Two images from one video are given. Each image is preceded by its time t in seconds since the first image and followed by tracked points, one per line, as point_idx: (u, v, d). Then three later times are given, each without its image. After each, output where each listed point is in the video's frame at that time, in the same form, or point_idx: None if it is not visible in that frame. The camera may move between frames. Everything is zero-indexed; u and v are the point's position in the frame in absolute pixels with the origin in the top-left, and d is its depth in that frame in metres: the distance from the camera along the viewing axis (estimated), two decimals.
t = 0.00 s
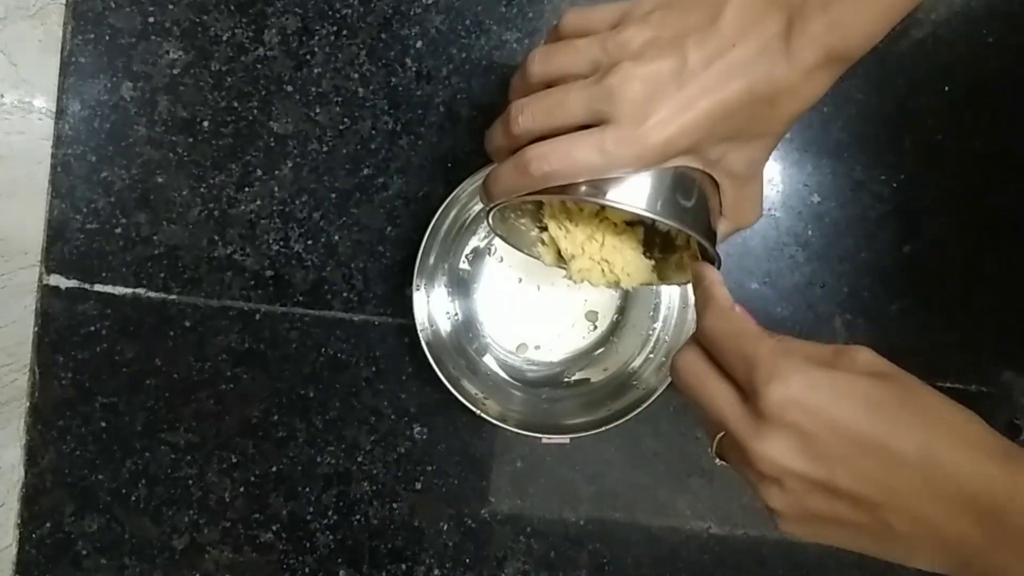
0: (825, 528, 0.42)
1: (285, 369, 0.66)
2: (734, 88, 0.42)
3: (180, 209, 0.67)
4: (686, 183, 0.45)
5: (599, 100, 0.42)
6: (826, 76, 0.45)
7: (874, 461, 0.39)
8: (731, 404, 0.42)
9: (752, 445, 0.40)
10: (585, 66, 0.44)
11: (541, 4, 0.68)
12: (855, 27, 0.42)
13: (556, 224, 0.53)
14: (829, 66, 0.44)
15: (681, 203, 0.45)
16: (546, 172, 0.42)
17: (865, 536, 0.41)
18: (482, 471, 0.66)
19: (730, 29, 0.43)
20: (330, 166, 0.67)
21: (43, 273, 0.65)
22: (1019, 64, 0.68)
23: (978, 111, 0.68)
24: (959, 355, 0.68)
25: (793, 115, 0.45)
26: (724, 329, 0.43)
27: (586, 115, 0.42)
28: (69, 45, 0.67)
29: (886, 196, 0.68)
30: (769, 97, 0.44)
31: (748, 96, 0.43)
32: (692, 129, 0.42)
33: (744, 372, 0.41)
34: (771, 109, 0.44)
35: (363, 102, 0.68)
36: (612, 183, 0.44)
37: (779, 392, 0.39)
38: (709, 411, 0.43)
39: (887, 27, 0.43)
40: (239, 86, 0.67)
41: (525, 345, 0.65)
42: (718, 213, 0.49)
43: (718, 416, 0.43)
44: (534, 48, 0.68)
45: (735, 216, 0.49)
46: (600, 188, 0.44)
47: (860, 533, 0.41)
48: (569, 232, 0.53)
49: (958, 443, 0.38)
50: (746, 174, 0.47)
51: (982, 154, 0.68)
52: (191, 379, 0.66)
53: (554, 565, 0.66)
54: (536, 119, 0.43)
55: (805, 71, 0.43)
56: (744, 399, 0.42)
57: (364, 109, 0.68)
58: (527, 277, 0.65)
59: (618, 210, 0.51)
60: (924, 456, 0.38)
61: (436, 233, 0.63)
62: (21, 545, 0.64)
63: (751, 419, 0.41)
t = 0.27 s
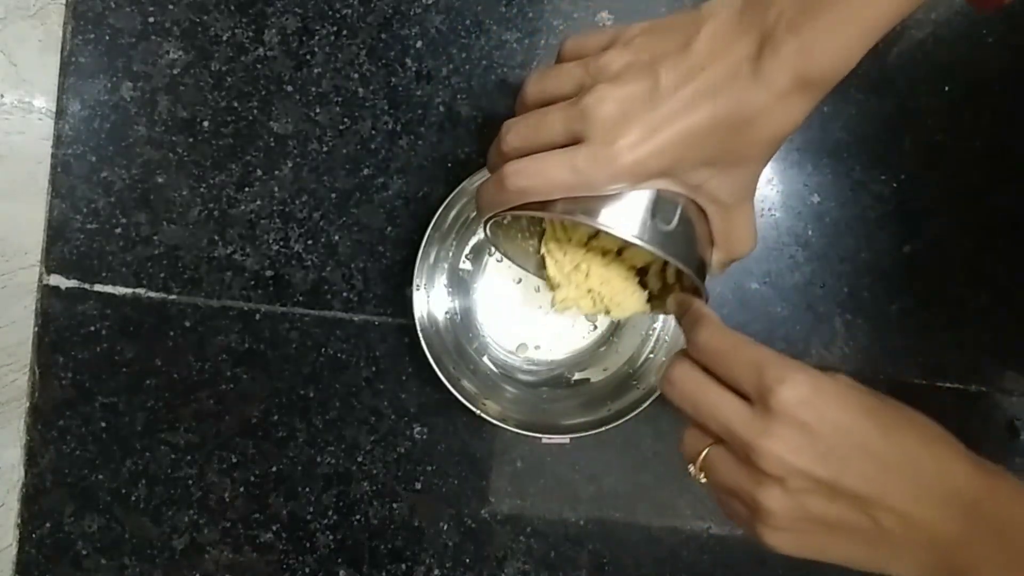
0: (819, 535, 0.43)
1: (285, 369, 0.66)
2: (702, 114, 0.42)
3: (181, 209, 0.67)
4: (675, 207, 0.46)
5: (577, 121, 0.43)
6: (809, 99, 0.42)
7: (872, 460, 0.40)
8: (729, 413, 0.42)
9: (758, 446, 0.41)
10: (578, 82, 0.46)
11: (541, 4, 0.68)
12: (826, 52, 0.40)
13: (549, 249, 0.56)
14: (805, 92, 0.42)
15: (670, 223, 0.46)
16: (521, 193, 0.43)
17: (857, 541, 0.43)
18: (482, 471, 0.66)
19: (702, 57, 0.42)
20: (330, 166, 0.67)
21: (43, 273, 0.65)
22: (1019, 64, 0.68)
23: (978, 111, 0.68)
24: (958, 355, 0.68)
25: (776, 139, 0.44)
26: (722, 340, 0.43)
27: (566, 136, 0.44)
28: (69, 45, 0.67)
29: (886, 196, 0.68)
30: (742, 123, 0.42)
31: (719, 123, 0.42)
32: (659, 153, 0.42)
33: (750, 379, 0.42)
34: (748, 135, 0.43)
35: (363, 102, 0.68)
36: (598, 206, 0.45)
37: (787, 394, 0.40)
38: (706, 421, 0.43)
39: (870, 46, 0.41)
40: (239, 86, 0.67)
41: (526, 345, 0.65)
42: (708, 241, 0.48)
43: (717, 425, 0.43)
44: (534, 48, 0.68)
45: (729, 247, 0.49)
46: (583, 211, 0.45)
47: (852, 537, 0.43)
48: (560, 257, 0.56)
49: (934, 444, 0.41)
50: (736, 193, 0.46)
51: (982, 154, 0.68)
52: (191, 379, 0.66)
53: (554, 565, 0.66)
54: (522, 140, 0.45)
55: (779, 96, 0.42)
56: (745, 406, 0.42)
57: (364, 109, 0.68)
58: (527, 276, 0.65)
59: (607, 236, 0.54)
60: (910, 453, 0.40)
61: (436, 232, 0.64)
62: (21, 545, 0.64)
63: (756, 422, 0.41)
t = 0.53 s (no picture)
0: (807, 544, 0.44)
1: (285, 369, 0.66)
2: (680, 130, 0.42)
3: (181, 209, 0.67)
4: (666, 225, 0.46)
5: (558, 130, 0.44)
6: (791, 116, 0.41)
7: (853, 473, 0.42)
8: (713, 431, 0.43)
9: (745, 464, 0.42)
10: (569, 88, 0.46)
11: (540, 4, 0.68)
12: (807, 66, 0.39)
13: (531, 267, 0.58)
14: (789, 105, 0.41)
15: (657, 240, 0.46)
16: (501, 198, 0.45)
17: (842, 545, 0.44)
18: (482, 471, 0.66)
19: (684, 71, 0.42)
20: (330, 166, 0.67)
21: (43, 273, 0.65)
22: (1019, 64, 0.68)
23: (978, 110, 0.68)
24: (959, 354, 0.68)
25: (759, 155, 0.43)
26: (701, 362, 0.44)
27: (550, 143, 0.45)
28: (69, 45, 0.67)
29: (886, 196, 0.68)
30: (719, 139, 0.42)
31: (696, 138, 0.42)
32: (639, 164, 0.43)
33: (731, 398, 0.42)
34: (726, 151, 0.42)
35: (363, 102, 0.68)
36: (584, 217, 0.45)
37: (768, 414, 0.41)
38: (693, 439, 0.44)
39: (853, 62, 0.39)
40: (239, 86, 0.67)
41: (525, 346, 0.65)
42: (691, 260, 0.48)
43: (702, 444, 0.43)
44: (534, 48, 0.68)
45: (716, 265, 0.48)
46: (565, 221, 0.45)
47: (839, 544, 0.44)
48: (541, 276, 0.58)
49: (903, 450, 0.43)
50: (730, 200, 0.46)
51: (982, 154, 0.68)
52: (191, 379, 0.66)
53: (554, 565, 0.66)
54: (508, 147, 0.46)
55: (757, 112, 0.41)
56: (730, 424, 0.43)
57: (364, 109, 0.68)
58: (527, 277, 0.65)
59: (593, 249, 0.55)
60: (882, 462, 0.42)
61: (435, 232, 0.64)
62: (21, 545, 0.64)
63: (739, 442, 0.42)
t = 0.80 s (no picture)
0: None
1: (285, 369, 0.66)
2: (701, 119, 0.42)
3: (181, 209, 0.67)
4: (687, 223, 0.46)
5: (582, 117, 0.45)
6: (815, 106, 0.41)
7: (832, 540, 0.37)
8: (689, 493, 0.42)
9: (713, 536, 0.40)
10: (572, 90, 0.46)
11: (540, 4, 0.68)
12: (828, 56, 0.38)
13: (541, 268, 0.58)
14: (810, 95, 0.40)
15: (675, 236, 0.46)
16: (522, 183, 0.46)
17: None
18: (482, 471, 0.66)
19: (707, 58, 0.42)
20: (330, 166, 0.67)
21: (44, 273, 0.65)
22: (1019, 64, 0.68)
23: (978, 110, 0.68)
24: (959, 354, 0.68)
25: (782, 146, 0.42)
26: (683, 424, 0.45)
27: (575, 128, 0.46)
28: (69, 45, 0.67)
29: (886, 196, 0.68)
30: (742, 128, 0.42)
31: (717, 127, 0.42)
32: (658, 151, 0.43)
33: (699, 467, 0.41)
34: (751, 139, 0.42)
35: (363, 102, 0.68)
36: (604, 204, 0.45)
37: (727, 487, 0.39)
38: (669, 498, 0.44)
39: (883, 49, 0.39)
40: (239, 86, 0.67)
41: (525, 345, 0.65)
42: (712, 257, 0.48)
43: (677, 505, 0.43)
44: (534, 48, 0.68)
45: (735, 261, 0.48)
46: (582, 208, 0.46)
47: None
48: (550, 278, 0.58)
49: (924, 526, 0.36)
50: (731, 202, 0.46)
51: (982, 155, 0.68)
52: (191, 379, 0.66)
53: (554, 565, 0.66)
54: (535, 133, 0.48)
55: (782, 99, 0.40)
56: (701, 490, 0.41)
57: (364, 109, 0.68)
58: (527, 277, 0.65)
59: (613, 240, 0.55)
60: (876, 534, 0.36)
61: (435, 233, 0.64)
62: (21, 545, 0.64)
63: (705, 510, 0.41)
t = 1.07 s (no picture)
0: None
1: (285, 369, 0.66)
2: (710, 138, 0.41)
3: (181, 209, 0.67)
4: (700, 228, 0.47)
5: (587, 138, 0.44)
6: (823, 116, 0.40)
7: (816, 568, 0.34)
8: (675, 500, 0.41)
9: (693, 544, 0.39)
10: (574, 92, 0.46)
11: (540, 4, 0.68)
12: (839, 69, 0.38)
13: (554, 276, 0.58)
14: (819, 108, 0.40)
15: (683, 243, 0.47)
16: (532, 208, 0.45)
17: None
18: (482, 471, 0.66)
19: (711, 75, 0.42)
20: (330, 166, 0.67)
21: (43, 273, 0.65)
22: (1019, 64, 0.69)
23: (978, 110, 0.68)
24: (959, 354, 0.68)
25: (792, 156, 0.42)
26: (673, 428, 0.43)
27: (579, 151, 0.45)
28: (69, 45, 0.67)
29: (886, 196, 0.68)
30: (753, 144, 0.41)
31: (728, 144, 0.41)
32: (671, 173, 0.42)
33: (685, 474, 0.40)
34: (762, 154, 0.42)
35: (363, 102, 0.68)
36: (615, 225, 0.46)
37: (709, 491, 0.37)
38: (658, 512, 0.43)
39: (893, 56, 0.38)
40: (239, 86, 0.67)
41: (525, 345, 0.65)
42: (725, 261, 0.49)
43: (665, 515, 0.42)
44: (534, 48, 0.68)
45: (747, 265, 0.49)
46: (594, 230, 0.46)
47: None
48: (564, 286, 0.58)
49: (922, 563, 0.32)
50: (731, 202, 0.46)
51: (982, 155, 0.68)
52: (191, 379, 0.66)
53: (554, 565, 0.66)
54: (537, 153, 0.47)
55: (793, 116, 0.40)
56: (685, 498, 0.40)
57: (364, 109, 0.68)
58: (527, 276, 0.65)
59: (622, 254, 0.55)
60: (859, 564, 0.33)
61: (435, 232, 0.64)
62: (21, 545, 0.64)
63: (689, 517, 0.40)
